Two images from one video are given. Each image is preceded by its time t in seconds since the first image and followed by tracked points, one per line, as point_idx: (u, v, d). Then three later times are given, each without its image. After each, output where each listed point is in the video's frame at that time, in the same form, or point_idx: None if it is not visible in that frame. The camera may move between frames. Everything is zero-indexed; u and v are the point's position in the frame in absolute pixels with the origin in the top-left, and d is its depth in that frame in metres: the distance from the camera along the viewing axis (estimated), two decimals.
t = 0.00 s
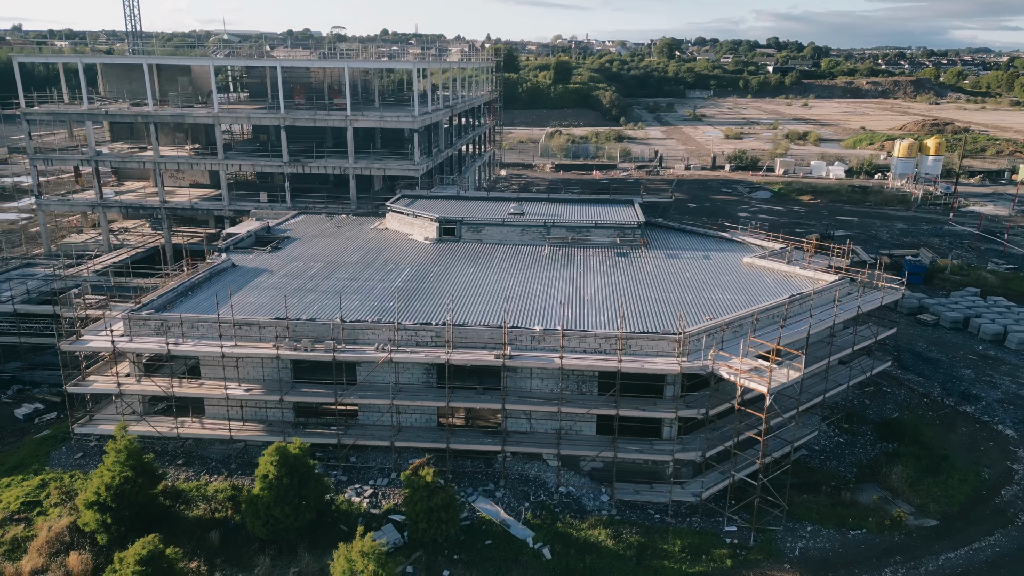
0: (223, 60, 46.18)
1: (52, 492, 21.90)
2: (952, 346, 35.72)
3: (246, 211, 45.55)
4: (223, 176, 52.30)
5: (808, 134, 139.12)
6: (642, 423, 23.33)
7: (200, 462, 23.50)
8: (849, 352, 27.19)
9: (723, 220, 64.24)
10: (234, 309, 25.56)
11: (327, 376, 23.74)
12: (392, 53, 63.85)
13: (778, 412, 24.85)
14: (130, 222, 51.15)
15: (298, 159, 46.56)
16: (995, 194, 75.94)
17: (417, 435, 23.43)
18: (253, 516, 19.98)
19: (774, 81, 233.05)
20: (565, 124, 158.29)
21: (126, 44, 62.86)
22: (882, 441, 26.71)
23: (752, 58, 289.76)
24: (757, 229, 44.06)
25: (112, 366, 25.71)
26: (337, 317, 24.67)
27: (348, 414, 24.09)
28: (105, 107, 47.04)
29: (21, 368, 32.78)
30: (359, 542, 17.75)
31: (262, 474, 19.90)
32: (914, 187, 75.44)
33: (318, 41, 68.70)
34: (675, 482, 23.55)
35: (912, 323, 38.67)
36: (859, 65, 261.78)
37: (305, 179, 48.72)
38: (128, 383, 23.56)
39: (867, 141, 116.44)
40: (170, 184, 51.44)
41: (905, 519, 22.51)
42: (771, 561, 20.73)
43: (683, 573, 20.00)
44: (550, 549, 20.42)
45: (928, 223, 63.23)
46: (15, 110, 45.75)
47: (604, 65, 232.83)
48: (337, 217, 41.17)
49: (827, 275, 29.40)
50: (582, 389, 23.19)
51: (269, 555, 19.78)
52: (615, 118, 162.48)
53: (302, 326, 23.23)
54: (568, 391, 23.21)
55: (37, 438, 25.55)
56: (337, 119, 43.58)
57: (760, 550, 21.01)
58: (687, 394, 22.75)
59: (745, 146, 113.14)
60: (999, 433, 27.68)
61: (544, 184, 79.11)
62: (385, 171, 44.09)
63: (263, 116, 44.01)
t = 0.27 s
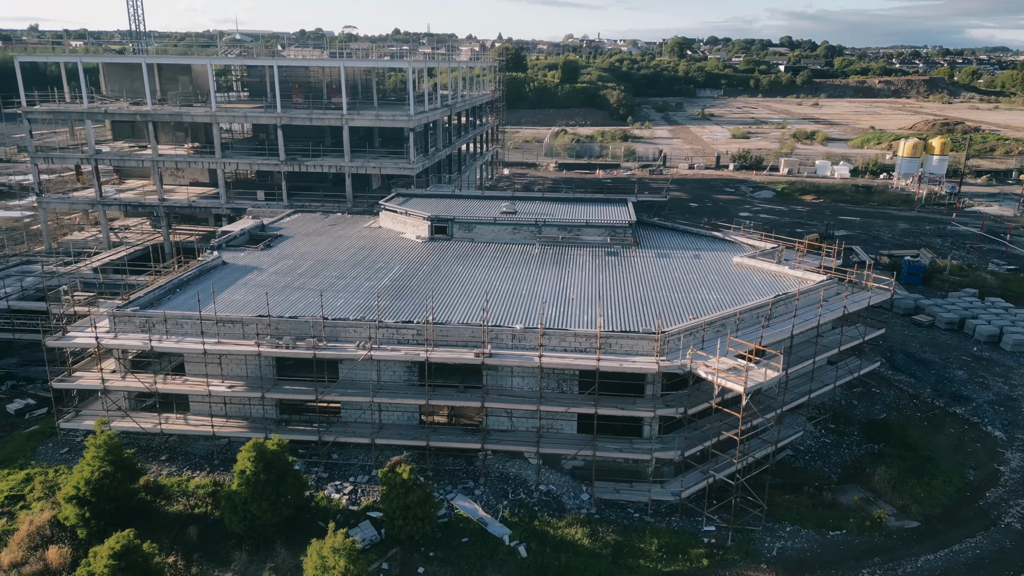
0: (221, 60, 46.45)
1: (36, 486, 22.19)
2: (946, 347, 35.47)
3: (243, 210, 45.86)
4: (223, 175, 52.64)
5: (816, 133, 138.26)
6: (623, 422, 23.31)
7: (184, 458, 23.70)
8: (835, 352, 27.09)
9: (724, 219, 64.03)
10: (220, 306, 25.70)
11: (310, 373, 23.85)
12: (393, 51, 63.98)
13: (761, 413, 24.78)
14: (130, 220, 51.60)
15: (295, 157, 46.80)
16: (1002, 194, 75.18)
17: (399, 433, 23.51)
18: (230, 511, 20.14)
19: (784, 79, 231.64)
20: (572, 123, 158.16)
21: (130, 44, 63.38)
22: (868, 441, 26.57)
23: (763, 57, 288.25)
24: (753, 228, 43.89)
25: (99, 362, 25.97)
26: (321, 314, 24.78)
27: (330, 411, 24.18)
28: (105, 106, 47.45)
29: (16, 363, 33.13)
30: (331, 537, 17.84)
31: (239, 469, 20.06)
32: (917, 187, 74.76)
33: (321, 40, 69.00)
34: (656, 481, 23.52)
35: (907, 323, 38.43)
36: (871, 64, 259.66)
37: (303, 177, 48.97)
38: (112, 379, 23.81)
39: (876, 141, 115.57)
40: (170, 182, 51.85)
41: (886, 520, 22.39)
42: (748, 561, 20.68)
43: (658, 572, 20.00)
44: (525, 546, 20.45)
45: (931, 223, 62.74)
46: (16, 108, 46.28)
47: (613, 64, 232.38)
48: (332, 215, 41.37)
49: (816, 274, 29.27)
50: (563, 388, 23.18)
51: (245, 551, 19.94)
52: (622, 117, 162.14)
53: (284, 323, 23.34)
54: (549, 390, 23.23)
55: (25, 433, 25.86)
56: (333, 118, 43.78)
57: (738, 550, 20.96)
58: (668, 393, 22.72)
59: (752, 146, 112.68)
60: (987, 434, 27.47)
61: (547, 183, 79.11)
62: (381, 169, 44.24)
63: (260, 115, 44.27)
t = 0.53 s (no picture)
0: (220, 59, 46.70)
1: (21, 481, 22.45)
2: (940, 349, 35.20)
3: (241, 208, 46.17)
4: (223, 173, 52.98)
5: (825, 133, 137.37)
6: (604, 422, 23.29)
7: (168, 454, 23.91)
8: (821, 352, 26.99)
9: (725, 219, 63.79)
10: (207, 304, 25.88)
11: (292, 371, 23.96)
12: (394, 51, 64.12)
13: (744, 413, 24.70)
14: (131, 218, 52.05)
15: (293, 156, 47.05)
16: (1009, 195, 74.45)
17: (380, 431, 23.59)
18: (209, 507, 20.30)
19: (795, 79, 230.18)
20: (579, 122, 157.92)
21: (134, 43, 63.84)
22: (854, 443, 26.46)
23: (774, 56, 286.51)
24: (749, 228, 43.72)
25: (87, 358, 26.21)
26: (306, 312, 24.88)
27: (313, 409, 24.29)
28: (105, 105, 47.86)
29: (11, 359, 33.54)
30: (303, 533, 17.94)
31: (217, 466, 20.21)
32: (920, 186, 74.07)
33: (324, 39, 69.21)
34: (636, 480, 23.50)
35: (902, 324, 38.17)
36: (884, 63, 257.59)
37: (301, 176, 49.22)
38: (98, 375, 24.05)
39: (884, 141, 114.72)
40: (170, 181, 52.23)
41: (866, 521, 22.29)
42: (724, 561, 20.66)
43: (633, 571, 20.00)
44: (501, 544, 20.50)
45: (934, 223, 62.27)
46: (18, 107, 46.77)
47: (622, 63, 231.78)
48: (327, 214, 41.56)
49: (804, 275, 29.12)
50: (543, 387, 23.17)
51: (223, 546, 20.10)
52: (630, 116, 161.74)
53: (266, 321, 23.45)
54: (529, 389, 23.24)
55: (15, 428, 26.17)
56: (329, 117, 43.98)
57: (714, 550, 20.94)
58: (649, 393, 22.69)
59: (758, 145, 112.13)
60: (976, 436, 27.26)
61: (549, 182, 79.09)
62: (377, 168, 44.40)
63: (258, 114, 44.55)
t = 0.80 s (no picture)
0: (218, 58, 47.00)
1: (6, 475, 22.68)
2: (934, 350, 34.97)
3: (238, 206, 46.51)
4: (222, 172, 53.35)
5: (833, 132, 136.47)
6: (584, 420, 23.29)
7: (153, 449, 24.13)
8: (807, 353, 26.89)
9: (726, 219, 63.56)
10: (194, 301, 26.07)
11: (276, 368, 24.09)
12: (395, 50, 64.31)
13: (726, 414, 24.63)
14: (132, 216, 52.52)
15: (290, 155, 47.34)
16: (1015, 195, 73.74)
17: (362, 428, 23.70)
18: (188, 503, 20.46)
19: (807, 78, 228.73)
20: (587, 122, 157.68)
21: (138, 44, 64.40)
22: (840, 444, 26.34)
23: (785, 55, 284.68)
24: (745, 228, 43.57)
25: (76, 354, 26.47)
26: (290, 309, 25.00)
27: (297, 406, 24.42)
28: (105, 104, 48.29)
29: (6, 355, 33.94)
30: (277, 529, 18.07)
31: (196, 462, 20.36)
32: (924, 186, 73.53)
33: (327, 38, 69.45)
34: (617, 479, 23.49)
35: (896, 325, 37.94)
36: (896, 62, 255.38)
37: (299, 175, 49.52)
38: (84, 371, 24.28)
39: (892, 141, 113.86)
40: (171, 179, 52.65)
41: (846, 523, 22.19)
42: (700, 560, 20.63)
43: (608, 570, 20.02)
44: (477, 542, 20.55)
45: (937, 224, 61.81)
46: (19, 106, 47.22)
47: (631, 63, 231.24)
48: (322, 213, 41.77)
49: (792, 274, 28.99)
50: (525, 385, 23.18)
51: (201, 542, 20.25)
52: (637, 116, 161.32)
53: (249, 318, 23.58)
54: (510, 387, 23.27)
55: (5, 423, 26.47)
56: (325, 116, 44.24)
57: (691, 549, 20.92)
58: (629, 392, 22.70)
59: (765, 145, 111.63)
60: (965, 438, 27.05)
61: (551, 182, 79.09)
62: (372, 167, 44.60)
63: (255, 113, 44.89)
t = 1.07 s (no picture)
0: (216, 57, 47.31)
1: None
2: (926, 351, 34.70)
3: (236, 205, 46.84)
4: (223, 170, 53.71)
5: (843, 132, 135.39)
6: (562, 419, 23.30)
7: (136, 445, 24.39)
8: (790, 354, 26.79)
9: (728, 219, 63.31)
10: (179, 298, 26.28)
11: (257, 364, 24.26)
12: (398, 49, 64.46)
13: (707, 415, 24.56)
14: (133, 214, 53.02)
15: (287, 153, 47.64)
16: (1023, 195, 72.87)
17: (342, 425, 23.82)
18: (164, 497, 20.68)
19: (819, 78, 226.96)
20: (595, 121, 157.40)
21: (143, 43, 64.96)
22: (823, 445, 26.22)
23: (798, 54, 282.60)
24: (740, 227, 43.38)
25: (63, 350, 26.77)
26: (273, 306, 25.16)
27: (278, 402, 24.58)
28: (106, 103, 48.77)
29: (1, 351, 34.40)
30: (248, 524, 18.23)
31: (173, 457, 20.55)
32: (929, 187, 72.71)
33: (330, 38, 69.78)
34: (596, 478, 23.49)
35: (890, 326, 37.67)
36: (910, 61, 252.85)
37: (298, 174, 49.81)
38: (69, 366, 24.58)
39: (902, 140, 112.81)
40: (172, 177, 53.08)
41: (824, 524, 22.09)
42: (674, 560, 20.61)
43: (580, 569, 20.04)
44: (451, 540, 20.62)
45: (941, 224, 61.23)
46: (22, 105, 47.79)
47: (641, 62, 230.55)
48: (317, 211, 42.00)
49: (779, 275, 28.86)
50: (503, 383, 23.21)
51: (177, 536, 20.46)
52: (646, 115, 160.79)
53: (230, 315, 23.77)
54: (489, 385, 23.30)
55: None
56: (321, 115, 44.48)
57: (665, 548, 20.91)
58: (606, 390, 22.72)
59: (772, 145, 111.01)
60: (951, 440, 26.84)
61: (554, 181, 79.05)
62: (368, 166, 44.79)
63: (252, 112, 45.20)
